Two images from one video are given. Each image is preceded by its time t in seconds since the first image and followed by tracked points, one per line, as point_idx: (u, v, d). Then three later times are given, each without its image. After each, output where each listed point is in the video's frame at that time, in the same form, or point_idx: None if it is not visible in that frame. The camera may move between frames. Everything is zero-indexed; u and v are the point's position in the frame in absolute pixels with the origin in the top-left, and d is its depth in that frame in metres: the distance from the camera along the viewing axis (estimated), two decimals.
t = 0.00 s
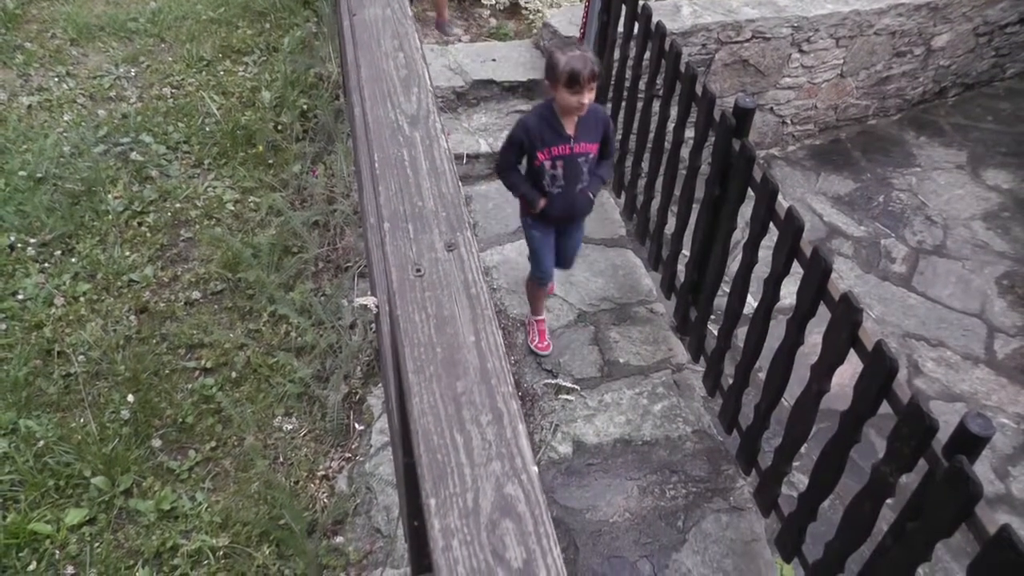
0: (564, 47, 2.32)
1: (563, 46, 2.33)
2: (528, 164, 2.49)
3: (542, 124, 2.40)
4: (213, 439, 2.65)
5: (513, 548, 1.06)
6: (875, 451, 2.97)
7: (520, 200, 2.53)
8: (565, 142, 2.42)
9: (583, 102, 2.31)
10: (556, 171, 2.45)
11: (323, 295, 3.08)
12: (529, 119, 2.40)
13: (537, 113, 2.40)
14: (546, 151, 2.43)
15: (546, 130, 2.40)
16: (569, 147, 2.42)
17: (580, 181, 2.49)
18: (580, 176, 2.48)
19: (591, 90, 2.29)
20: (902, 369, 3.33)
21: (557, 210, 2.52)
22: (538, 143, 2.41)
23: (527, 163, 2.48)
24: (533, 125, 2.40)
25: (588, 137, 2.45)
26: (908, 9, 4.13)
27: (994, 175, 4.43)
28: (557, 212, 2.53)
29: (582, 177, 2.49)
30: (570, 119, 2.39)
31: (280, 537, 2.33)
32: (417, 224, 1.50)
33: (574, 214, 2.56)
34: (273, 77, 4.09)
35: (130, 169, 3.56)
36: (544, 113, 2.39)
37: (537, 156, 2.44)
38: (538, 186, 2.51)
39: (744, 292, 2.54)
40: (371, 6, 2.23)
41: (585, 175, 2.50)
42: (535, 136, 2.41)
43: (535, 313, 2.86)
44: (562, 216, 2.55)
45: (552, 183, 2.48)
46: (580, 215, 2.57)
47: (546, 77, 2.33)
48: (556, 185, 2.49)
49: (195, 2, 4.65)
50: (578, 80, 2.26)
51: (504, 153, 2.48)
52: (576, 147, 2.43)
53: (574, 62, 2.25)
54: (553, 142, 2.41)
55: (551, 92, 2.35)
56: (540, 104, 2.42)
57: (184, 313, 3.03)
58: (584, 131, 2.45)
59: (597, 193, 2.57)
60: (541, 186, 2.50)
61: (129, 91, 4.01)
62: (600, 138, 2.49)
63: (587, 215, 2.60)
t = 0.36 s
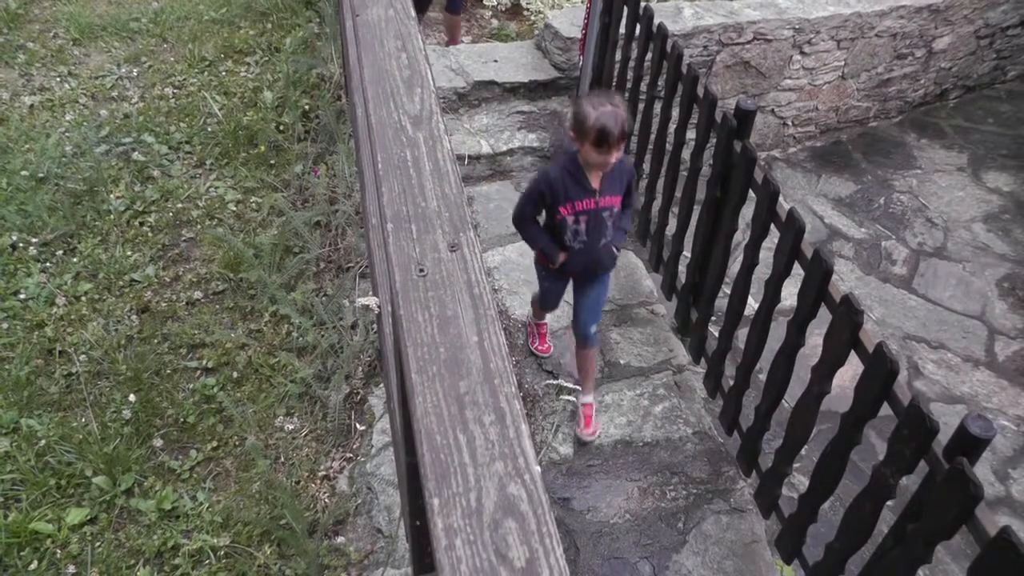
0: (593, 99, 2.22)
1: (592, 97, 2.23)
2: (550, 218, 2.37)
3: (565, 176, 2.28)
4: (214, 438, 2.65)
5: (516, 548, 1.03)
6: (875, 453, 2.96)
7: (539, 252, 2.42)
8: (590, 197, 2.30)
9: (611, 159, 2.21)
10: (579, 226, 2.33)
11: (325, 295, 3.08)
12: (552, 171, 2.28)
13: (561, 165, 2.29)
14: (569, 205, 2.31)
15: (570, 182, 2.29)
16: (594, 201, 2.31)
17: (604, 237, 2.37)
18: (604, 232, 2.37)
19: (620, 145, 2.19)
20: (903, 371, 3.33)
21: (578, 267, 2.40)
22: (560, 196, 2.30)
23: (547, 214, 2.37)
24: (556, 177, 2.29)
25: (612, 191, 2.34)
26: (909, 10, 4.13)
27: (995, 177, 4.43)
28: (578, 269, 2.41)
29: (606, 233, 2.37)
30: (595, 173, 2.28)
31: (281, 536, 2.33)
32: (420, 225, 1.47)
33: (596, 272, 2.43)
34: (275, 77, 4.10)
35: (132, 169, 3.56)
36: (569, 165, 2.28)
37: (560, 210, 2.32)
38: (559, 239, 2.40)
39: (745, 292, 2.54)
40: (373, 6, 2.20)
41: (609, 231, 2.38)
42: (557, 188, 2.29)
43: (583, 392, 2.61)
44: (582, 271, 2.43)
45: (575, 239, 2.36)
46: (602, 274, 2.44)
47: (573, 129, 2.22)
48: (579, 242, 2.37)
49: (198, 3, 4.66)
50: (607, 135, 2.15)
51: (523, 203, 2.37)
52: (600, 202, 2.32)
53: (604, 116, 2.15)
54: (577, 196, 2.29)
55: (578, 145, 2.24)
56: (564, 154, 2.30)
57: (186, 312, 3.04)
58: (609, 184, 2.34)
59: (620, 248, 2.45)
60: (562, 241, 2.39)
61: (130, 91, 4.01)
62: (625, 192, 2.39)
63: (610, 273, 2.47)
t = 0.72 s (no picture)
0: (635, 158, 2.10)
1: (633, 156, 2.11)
2: (579, 278, 2.26)
3: (598, 235, 2.16)
4: (215, 436, 2.66)
5: (520, 546, 1.03)
6: (876, 454, 2.96)
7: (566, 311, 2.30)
8: (624, 258, 2.19)
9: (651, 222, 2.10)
10: (610, 287, 2.22)
11: (327, 294, 3.08)
12: (583, 230, 2.17)
13: (594, 223, 2.17)
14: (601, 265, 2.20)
15: (602, 242, 2.17)
16: (627, 262, 2.20)
17: (636, 299, 2.28)
18: (635, 294, 2.26)
19: (660, 212, 2.08)
20: (904, 371, 3.33)
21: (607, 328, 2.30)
22: (591, 256, 2.18)
23: (576, 273, 2.25)
24: (588, 236, 2.17)
25: (647, 251, 2.23)
26: (911, 11, 4.13)
27: (996, 178, 4.43)
28: (607, 332, 2.31)
29: (638, 294, 2.27)
30: (630, 233, 2.17)
31: (283, 534, 2.34)
32: (424, 222, 1.47)
33: (626, 333, 2.33)
34: (277, 76, 4.09)
35: (134, 167, 3.56)
36: (602, 223, 2.16)
37: (589, 269, 2.21)
38: (588, 299, 2.29)
39: (746, 292, 2.53)
40: (377, 4, 2.20)
41: (641, 292, 2.28)
42: (589, 248, 2.18)
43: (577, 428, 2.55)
44: (611, 332, 2.32)
45: (605, 300, 2.26)
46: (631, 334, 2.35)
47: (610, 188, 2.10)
48: (609, 303, 2.26)
49: (200, 1, 4.66)
50: (648, 199, 2.04)
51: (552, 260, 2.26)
52: (633, 262, 2.21)
53: (645, 182, 2.03)
54: (609, 256, 2.18)
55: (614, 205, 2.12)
56: (598, 211, 2.18)
57: (188, 310, 3.04)
58: (643, 245, 2.23)
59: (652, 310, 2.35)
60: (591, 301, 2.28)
61: (132, 89, 4.01)
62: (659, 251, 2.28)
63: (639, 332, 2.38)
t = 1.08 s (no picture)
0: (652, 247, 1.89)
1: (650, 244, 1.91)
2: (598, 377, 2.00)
3: (618, 330, 1.92)
4: (217, 434, 2.66)
5: (525, 544, 1.03)
6: (876, 455, 2.97)
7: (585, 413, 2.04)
8: (648, 353, 1.95)
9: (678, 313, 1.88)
10: (635, 386, 1.98)
11: (329, 292, 3.08)
12: (601, 326, 1.93)
13: (613, 317, 1.93)
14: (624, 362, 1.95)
15: (624, 338, 1.92)
16: (651, 357, 1.96)
17: (661, 394, 2.04)
18: (661, 388, 2.02)
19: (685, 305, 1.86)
20: (905, 373, 3.34)
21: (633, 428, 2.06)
22: (612, 354, 1.93)
23: (595, 372, 2.00)
24: (607, 333, 1.93)
25: (671, 342, 2.01)
26: (914, 13, 4.13)
27: (998, 181, 4.43)
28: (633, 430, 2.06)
29: (663, 388, 2.03)
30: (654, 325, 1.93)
31: (284, 532, 2.34)
32: (430, 222, 1.47)
33: (651, 429, 2.09)
34: (280, 75, 4.09)
35: (137, 164, 3.56)
36: (622, 316, 1.92)
37: (612, 367, 1.96)
38: (609, 399, 2.03)
39: (747, 294, 2.53)
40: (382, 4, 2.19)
41: (666, 386, 2.05)
42: (610, 346, 1.93)
43: (586, 523, 2.27)
44: (637, 432, 2.08)
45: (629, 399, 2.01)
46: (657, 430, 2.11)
47: (630, 280, 1.87)
48: (633, 402, 2.01)
49: None
50: (676, 288, 1.83)
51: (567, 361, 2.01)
52: (658, 355, 1.98)
53: (668, 271, 1.83)
54: (633, 351, 1.94)
55: (634, 296, 1.89)
56: (615, 305, 1.95)
57: (190, 308, 3.04)
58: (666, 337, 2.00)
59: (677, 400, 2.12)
60: (613, 401, 2.03)
61: (136, 87, 4.01)
62: (683, 340, 2.06)
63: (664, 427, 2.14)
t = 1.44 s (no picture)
0: (699, 337, 1.76)
1: (695, 332, 1.77)
2: (634, 473, 1.86)
3: (659, 427, 1.78)
4: (219, 431, 2.66)
5: (529, 539, 1.03)
6: (876, 457, 2.97)
7: (615, 507, 1.91)
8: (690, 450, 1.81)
9: (728, 411, 1.74)
10: (674, 483, 1.84)
11: (331, 291, 3.08)
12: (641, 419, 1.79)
13: (654, 413, 1.79)
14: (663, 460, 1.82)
15: (666, 436, 1.78)
16: (693, 454, 1.83)
17: (698, 487, 1.91)
18: (699, 482, 1.90)
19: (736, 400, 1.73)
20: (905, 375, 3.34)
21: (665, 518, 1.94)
22: (653, 453, 1.79)
23: (630, 469, 1.86)
24: (647, 429, 1.79)
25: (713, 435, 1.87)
26: (915, 15, 4.14)
27: (999, 183, 4.44)
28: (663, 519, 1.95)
29: (701, 482, 1.91)
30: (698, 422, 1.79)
31: (286, 530, 2.34)
32: (435, 220, 1.47)
33: (684, 520, 1.97)
34: (283, 73, 4.10)
35: (140, 162, 3.57)
36: (664, 411, 1.78)
37: (651, 466, 1.82)
38: (643, 493, 1.90)
39: (749, 294, 2.54)
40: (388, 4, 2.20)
41: (703, 479, 1.92)
42: (650, 444, 1.79)
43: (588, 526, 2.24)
44: (670, 523, 1.97)
45: (665, 494, 1.88)
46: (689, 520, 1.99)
47: (675, 376, 1.73)
48: (670, 496, 1.88)
49: None
50: (727, 389, 1.69)
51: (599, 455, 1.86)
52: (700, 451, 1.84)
53: (719, 364, 1.70)
54: (675, 450, 1.80)
55: (681, 391, 1.74)
56: (654, 397, 1.81)
57: (192, 306, 3.05)
58: (708, 429, 1.87)
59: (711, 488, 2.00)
60: (647, 495, 1.90)
61: (139, 85, 4.02)
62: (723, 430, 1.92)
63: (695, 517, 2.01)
